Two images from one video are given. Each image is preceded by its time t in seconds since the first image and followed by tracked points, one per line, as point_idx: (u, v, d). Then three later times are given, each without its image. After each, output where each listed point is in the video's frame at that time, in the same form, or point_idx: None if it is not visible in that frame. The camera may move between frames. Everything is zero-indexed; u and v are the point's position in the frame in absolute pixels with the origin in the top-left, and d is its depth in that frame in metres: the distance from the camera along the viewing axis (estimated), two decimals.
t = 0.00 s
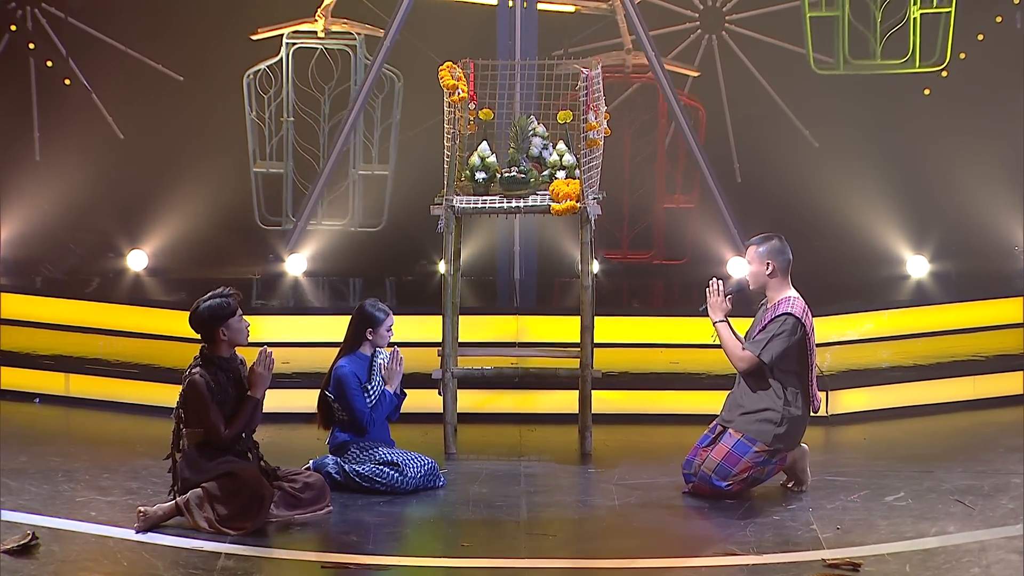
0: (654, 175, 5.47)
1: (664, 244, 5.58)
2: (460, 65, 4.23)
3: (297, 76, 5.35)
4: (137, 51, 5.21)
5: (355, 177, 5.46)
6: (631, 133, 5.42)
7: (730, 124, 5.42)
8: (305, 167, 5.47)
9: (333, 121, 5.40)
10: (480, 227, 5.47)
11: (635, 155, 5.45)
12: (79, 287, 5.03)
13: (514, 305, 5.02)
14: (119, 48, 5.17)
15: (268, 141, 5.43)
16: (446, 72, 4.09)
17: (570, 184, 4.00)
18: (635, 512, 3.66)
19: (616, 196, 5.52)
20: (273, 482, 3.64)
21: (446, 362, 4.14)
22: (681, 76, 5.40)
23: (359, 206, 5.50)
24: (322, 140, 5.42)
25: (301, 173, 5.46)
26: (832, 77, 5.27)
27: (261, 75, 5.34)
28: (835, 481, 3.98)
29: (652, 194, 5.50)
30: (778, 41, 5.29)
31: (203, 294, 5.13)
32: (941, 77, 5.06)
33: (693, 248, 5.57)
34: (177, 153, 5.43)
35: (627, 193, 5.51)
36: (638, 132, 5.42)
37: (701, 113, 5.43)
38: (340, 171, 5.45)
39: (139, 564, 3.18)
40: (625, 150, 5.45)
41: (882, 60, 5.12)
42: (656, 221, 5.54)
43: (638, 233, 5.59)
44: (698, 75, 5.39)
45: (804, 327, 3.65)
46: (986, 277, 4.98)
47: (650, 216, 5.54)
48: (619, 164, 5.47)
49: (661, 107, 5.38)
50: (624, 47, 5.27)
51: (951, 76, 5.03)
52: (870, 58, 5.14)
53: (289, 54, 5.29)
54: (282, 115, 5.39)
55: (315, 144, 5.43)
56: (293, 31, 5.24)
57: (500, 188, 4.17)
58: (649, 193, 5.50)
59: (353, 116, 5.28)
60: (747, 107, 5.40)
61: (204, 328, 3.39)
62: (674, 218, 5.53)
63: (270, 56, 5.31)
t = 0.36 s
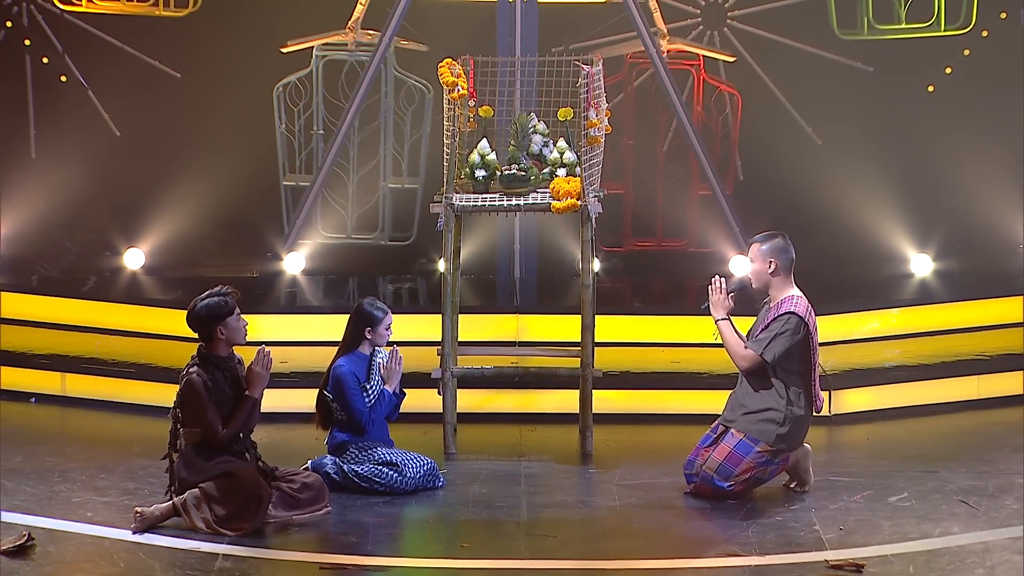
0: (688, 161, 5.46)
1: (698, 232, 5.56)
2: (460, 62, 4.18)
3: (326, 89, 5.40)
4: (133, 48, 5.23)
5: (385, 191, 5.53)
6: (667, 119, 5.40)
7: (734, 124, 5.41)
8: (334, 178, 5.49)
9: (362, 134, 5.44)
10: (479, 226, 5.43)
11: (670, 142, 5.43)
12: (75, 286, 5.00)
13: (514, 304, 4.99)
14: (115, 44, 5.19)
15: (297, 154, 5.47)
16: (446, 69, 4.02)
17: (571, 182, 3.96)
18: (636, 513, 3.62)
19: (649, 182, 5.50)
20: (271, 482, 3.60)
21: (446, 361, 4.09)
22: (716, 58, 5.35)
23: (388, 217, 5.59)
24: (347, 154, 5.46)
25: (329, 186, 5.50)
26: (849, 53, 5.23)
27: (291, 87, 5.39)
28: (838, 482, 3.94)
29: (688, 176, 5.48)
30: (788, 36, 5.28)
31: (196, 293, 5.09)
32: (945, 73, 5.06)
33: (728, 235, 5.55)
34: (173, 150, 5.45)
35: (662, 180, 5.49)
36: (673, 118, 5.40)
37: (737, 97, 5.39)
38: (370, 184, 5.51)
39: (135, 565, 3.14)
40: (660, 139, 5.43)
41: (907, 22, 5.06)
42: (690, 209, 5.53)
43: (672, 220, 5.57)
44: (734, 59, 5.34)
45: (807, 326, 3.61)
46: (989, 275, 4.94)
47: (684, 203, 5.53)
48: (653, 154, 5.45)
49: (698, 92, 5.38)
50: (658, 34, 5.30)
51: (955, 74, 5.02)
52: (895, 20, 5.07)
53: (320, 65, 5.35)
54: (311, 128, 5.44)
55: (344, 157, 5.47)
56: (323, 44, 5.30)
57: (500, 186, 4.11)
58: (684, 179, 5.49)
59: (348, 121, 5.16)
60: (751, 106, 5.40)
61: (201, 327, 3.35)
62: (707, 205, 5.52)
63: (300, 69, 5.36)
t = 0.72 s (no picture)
0: (722, 146, 5.38)
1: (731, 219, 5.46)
2: (460, 60, 4.14)
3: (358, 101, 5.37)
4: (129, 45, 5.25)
5: (418, 204, 5.50)
6: (703, 101, 5.33)
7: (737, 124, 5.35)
8: (367, 188, 5.48)
9: (395, 145, 5.43)
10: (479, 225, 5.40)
11: (705, 127, 5.37)
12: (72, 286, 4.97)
13: (514, 304, 4.95)
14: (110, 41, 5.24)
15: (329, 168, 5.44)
16: (445, 67, 3.97)
17: (571, 181, 3.91)
18: (637, 515, 3.58)
19: (684, 168, 5.45)
20: (269, 484, 3.56)
21: (445, 362, 4.05)
22: (754, 41, 5.24)
23: (422, 232, 5.54)
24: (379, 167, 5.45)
25: (362, 200, 5.49)
26: (852, 50, 5.22)
27: (323, 98, 5.36)
28: (841, 484, 3.90)
29: (720, 163, 5.38)
30: (788, 33, 5.23)
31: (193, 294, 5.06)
32: (949, 71, 5.12)
33: (761, 220, 5.43)
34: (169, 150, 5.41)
35: (694, 165, 5.43)
36: (708, 100, 5.33)
37: (772, 82, 5.30)
38: (404, 196, 5.48)
39: (132, 568, 3.10)
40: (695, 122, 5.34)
41: None
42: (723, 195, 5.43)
43: (705, 205, 5.49)
44: (770, 43, 5.24)
45: (811, 326, 3.58)
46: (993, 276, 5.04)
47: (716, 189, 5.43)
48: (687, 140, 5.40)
49: (732, 74, 5.27)
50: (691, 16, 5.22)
51: (961, 71, 5.10)
52: None
53: (352, 76, 5.32)
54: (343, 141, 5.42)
55: (377, 170, 5.45)
56: (357, 55, 5.29)
57: (500, 184, 4.06)
58: (718, 165, 5.40)
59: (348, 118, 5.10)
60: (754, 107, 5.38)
61: (198, 327, 3.32)
62: (742, 192, 5.42)
63: (333, 80, 5.34)
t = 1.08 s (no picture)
0: (758, 125, 5.40)
1: (769, 198, 5.47)
2: (460, 59, 4.11)
3: (393, 111, 5.36)
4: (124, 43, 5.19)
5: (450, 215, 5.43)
6: (739, 80, 5.35)
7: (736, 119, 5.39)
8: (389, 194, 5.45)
9: (429, 155, 5.41)
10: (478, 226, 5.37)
11: (742, 106, 5.38)
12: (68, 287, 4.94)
13: (514, 305, 4.91)
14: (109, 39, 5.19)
15: (363, 178, 5.43)
16: (445, 65, 3.93)
17: (573, 180, 3.88)
18: (639, 518, 3.54)
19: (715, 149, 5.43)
20: (267, 487, 3.52)
21: (444, 363, 4.01)
22: (789, 22, 5.26)
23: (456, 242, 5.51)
24: (404, 176, 5.43)
25: (396, 210, 5.47)
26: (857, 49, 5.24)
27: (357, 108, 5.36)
28: (844, 486, 3.86)
29: (756, 142, 5.41)
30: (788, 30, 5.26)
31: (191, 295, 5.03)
32: (953, 70, 5.06)
33: (798, 203, 5.46)
34: (167, 150, 5.38)
35: (729, 146, 5.43)
36: (744, 79, 5.35)
37: (809, 61, 5.31)
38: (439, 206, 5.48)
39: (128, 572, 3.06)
40: (732, 105, 5.38)
41: None
42: (760, 175, 5.45)
43: (741, 187, 5.49)
44: (805, 23, 5.26)
45: (814, 327, 3.55)
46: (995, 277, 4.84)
47: (755, 169, 5.45)
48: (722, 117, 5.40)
49: (768, 54, 5.31)
50: None
51: (963, 70, 5.02)
52: None
53: (387, 85, 5.33)
54: (378, 150, 5.40)
55: (412, 179, 5.43)
56: (391, 64, 5.29)
57: (500, 184, 4.03)
58: (755, 145, 5.42)
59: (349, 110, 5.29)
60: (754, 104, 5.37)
61: (195, 328, 3.28)
62: (778, 172, 5.45)
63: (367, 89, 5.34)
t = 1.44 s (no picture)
0: (791, 103, 5.36)
1: (802, 177, 5.46)
2: (460, 58, 4.06)
3: (428, 117, 5.31)
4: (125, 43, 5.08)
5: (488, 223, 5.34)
6: (773, 59, 5.31)
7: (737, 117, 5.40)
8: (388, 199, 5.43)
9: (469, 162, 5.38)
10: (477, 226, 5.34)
11: (775, 85, 5.34)
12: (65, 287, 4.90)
13: (514, 306, 4.88)
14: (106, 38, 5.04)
15: (398, 185, 5.39)
16: (444, 64, 3.89)
17: (573, 180, 3.85)
18: (641, 521, 3.50)
19: (747, 127, 5.41)
20: (264, 489, 3.48)
21: (443, 365, 3.98)
22: None
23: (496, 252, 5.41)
24: (409, 179, 5.39)
25: (432, 216, 5.49)
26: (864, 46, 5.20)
27: (391, 116, 5.31)
28: (847, 488, 3.83)
29: (791, 121, 5.38)
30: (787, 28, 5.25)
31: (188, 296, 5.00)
32: (959, 68, 4.95)
33: (833, 183, 5.44)
34: (165, 150, 5.38)
35: (763, 126, 5.40)
36: (778, 57, 5.30)
37: (844, 39, 5.22)
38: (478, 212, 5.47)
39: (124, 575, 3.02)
40: (766, 84, 5.34)
41: None
42: (794, 154, 5.43)
43: (774, 167, 5.46)
44: None
45: (817, 327, 3.50)
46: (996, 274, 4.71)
47: (788, 148, 5.43)
48: (756, 94, 5.35)
49: (802, 31, 5.24)
50: None
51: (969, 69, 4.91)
52: None
53: (422, 92, 5.28)
54: (413, 157, 5.35)
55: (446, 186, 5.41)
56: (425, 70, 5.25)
57: (499, 184, 4.00)
58: (789, 124, 5.39)
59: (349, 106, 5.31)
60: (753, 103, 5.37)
61: (192, 328, 3.25)
62: (812, 152, 5.43)
63: (400, 96, 5.29)
